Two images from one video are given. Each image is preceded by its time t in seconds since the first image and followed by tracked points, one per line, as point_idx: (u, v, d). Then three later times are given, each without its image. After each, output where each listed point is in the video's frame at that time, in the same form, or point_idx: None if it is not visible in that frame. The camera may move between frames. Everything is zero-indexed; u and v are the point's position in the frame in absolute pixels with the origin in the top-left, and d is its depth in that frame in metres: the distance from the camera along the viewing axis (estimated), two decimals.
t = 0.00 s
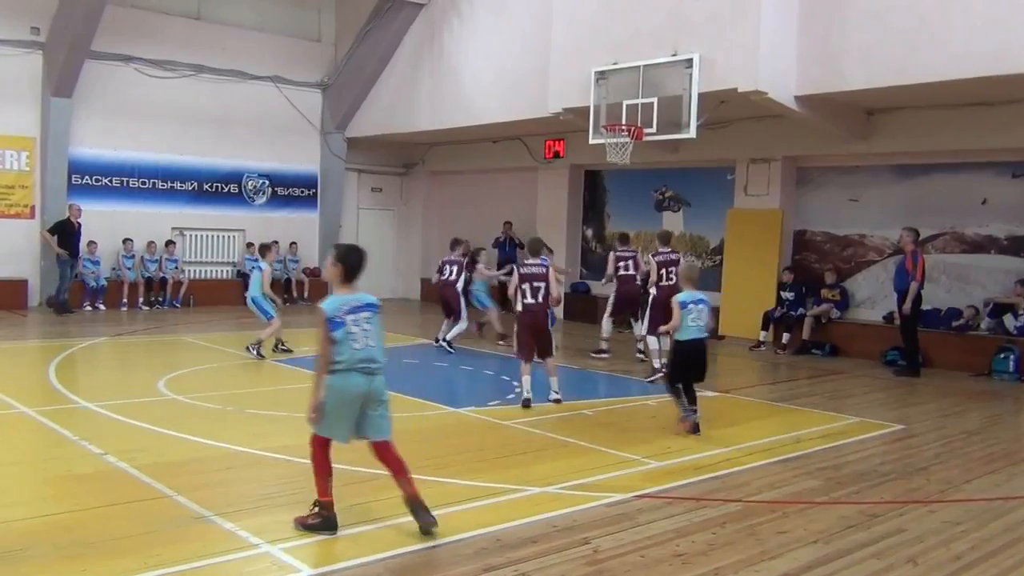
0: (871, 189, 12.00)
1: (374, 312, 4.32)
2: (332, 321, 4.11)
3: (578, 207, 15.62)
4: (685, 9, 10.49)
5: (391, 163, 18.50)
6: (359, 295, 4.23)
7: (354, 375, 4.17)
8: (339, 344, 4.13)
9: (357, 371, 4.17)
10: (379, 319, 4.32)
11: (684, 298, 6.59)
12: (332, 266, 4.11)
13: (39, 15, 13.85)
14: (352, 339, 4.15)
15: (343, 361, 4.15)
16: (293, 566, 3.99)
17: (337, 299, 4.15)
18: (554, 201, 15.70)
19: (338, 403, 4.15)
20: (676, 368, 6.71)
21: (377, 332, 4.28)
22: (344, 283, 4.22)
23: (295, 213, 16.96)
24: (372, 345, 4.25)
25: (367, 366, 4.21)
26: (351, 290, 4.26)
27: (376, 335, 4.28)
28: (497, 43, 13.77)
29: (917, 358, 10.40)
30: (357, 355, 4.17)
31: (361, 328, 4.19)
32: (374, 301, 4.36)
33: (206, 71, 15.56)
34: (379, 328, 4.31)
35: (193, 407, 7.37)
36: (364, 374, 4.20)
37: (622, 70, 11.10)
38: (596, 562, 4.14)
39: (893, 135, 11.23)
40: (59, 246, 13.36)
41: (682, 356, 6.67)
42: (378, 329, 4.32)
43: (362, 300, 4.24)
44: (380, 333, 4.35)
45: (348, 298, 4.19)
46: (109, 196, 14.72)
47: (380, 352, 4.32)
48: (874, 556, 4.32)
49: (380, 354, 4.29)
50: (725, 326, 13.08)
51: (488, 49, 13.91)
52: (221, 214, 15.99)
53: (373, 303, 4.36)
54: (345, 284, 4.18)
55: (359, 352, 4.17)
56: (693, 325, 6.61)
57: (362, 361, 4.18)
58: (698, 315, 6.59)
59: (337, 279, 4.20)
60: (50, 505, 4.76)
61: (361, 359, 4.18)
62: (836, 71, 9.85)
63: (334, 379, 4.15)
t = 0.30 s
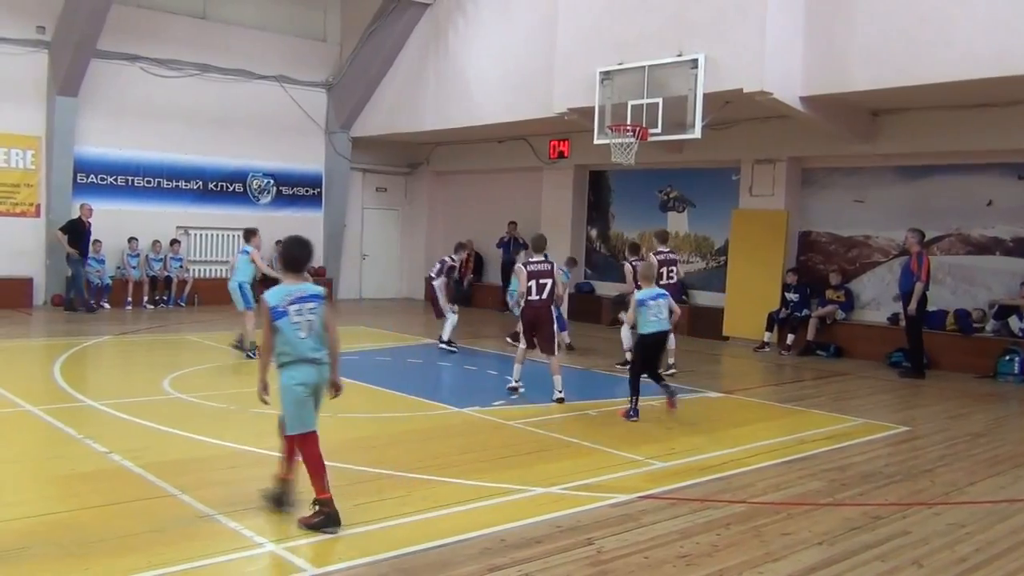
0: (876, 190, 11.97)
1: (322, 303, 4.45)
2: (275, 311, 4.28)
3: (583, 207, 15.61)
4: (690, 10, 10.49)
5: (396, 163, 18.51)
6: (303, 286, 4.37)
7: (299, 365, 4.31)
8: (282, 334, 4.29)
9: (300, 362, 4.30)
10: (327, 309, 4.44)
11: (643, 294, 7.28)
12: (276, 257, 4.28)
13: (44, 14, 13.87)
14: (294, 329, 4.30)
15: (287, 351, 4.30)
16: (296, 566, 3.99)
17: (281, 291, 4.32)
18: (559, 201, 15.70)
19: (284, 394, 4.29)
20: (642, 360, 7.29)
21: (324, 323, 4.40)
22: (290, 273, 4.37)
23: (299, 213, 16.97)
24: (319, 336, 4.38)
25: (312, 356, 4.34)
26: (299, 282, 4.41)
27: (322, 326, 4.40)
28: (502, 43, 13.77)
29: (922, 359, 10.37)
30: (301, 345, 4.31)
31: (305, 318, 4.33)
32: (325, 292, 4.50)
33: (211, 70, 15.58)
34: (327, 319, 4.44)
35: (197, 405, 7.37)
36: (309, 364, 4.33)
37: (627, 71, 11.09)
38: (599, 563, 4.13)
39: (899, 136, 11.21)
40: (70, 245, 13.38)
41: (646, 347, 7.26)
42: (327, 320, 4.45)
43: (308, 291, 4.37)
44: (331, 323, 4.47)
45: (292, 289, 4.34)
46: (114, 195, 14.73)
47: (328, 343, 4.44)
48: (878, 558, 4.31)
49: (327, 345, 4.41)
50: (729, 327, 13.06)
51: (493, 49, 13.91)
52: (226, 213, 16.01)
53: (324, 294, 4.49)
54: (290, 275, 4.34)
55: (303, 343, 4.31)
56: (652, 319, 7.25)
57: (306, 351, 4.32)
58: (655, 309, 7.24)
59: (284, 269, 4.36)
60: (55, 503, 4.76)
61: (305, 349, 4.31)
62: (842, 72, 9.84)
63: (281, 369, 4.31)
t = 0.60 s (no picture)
0: (881, 191, 11.95)
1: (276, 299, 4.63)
2: (232, 304, 4.43)
3: (587, 207, 15.60)
4: (694, 10, 10.48)
5: (401, 162, 18.53)
6: (260, 281, 4.53)
7: (252, 357, 4.46)
8: (238, 327, 4.44)
9: (254, 355, 4.47)
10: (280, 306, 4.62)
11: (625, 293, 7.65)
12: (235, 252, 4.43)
13: (51, 12, 13.90)
14: (250, 323, 4.46)
15: (241, 344, 4.45)
16: (299, 564, 3.99)
17: (238, 284, 4.47)
18: (563, 200, 15.69)
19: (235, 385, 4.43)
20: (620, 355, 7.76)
21: (276, 319, 4.58)
22: (247, 269, 4.53)
23: (303, 212, 16.99)
24: (272, 331, 4.55)
25: (264, 350, 4.50)
26: (255, 278, 4.57)
27: (275, 322, 4.58)
28: (507, 43, 13.77)
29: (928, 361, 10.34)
30: (256, 339, 4.47)
31: (261, 313, 4.50)
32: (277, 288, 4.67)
33: (216, 69, 15.59)
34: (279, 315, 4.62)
35: (201, 404, 7.38)
36: (262, 358, 4.49)
37: (631, 70, 11.08)
38: (603, 563, 4.13)
39: (904, 137, 11.19)
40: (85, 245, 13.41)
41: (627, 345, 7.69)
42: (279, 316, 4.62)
43: (264, 287, 4.54)
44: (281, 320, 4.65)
45: (249, 284, 4.50)
46: (119, 192, 14.75)
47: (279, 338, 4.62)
48: (883, 559, 4.31)
49: (278, 340, 4.58)
50: (734, 327, 13.04)
51: (498, 49, 13.90)
52: (231, 212, 16.03)
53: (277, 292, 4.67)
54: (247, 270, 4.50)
55: (257, 336, 4.48)
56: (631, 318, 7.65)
57: (260, 345, 4.48)
58: (635, 309, 7.61)
59: (241, 265, 4.52)
60: (60, 501, 4.77)
61: (259, 343, 4.48)
62: (847, 72, 9.81)
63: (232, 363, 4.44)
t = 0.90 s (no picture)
0: (889, 191, 11.92)
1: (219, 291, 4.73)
2: (179, 300, 4.51)
3: (594, 206, 15.59)
4: (702, 10, 10.47)
5: (408, 160, 18.55)
6: (205, 274, 4.62)
7: (202, 350, 4.57)
8: (187, 322, 4.53)
9: (203, 347, 4.58)
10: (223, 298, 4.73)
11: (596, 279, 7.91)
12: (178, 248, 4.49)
13: (59, 10, 13.95)
14: (198, 316, 4.56)
15: (190, 337, 4.55)
16: (305, 561, 4.00)
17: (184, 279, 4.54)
18: (570, 199, 15.67)
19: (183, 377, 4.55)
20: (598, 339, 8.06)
21: (222, 310, 4.69)
22: (192, 262, 4.60)
23: (310, 210, 17.01)
24: (218, 323, 4.67)
25: (212, 341, 4.62)
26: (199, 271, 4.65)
27: (221, 313, 4.69)
28: (514, 41, 13.76)
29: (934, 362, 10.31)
30: (203, 331, 4.58)
31: (207, 306, 4.61)
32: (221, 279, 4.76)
33: (224, 67, 15.62)
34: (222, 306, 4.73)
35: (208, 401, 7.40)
36: (211, 350, 4.61)
37: (638, 69, 11.07)
38: (608, 562, 4.12)
39: (912, 136, 11.16)
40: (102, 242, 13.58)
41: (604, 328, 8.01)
42: (224, 307, 4.73)
43: (210, 280, 4.63)
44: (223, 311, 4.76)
45: (195, 278, 4.58)
46: (127, 190, 14.78)
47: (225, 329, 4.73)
48: (889, 559, 4.30)
49: (224, 331, 4.70)
50: (740, 327, 13.02)
51: (504, 48, 13.91)
52: (238, 209, 16.05)
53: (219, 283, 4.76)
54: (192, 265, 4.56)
55: (205, 329, 4.58)
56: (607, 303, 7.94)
57: (207, 338, 4.59)
58: (609, 293, 7.90)
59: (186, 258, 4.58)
60: (68, 497, 4.79)
61: (206, 335, 4.59)
62: (855, 71, 9.79)
63: (180, 354, 4.55)
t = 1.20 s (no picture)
0: (895, 188, 11.89)
1: (176, 277, 4.92)
2: (129, 282, 4.75)
3: (599, 204, 15.57)
4: (708, 7, 10.44)
5: (412, 157, 18.56)
6: (159, 261, 4.85)
7: (148, 332, 4.77)
8: (135, 304, 4.76)
9: (150, 330, 4.77)
10: (179, 283, 4.92)
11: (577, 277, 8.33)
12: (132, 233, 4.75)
13: (65, 8, 13.97)
14: (147, 299, 4.77)
15: (139, 319, 4.76)
16: (309, 558, 4.00)
17: (137, 263, 4.78)
18: (575, 196, 15.66)
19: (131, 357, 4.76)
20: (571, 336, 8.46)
21: (173, 296, 4.88)
22: (148, 249, 4.84)
23: (315, 207, 17.03)
24: (169, 308, 4.86)
25: (161, 325, 4.81)
26: (156, 257, 4.88)
27: (173, 299, 4.89)
28: (519, 38, 13.75)
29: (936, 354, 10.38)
30: (151, 314, 4.78)
31: (158, 290, 4.81)
32: (180, 268, 4.97)
33: (229, 64, 15.63)
34: (178, 292, 4.92)
35: (212, 398, 7.41)
36: (159, 332, 4.80)
37: (643, 67, 11.06)
38: (613, 559, 4.12)
39: (919, 134, 11.12)
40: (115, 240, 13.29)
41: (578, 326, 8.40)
42: (179, 294, 4.93)
43: (163, 266, 4.85)
44: (180, 297, 4.95)
45: (148, 263, 4.81)
46: (133, 187, 14.81)
47: (178, 315, 4.92)
48: (894, 558, 4.29)
49: (175, 316, 4.89)
50: (746, 325, 13.00)
51: (509, 45, 13.90)
52: (243, 206, 16.08)
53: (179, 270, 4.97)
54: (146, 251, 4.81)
55: (153, 313, 4.78)
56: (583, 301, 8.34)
57: (156, 321, 4.79)
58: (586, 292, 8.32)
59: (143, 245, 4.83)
60: (73, 494, 4.81)
61: (154, 319, 4.79)
62: (861, 69, 9.77)
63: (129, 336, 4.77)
